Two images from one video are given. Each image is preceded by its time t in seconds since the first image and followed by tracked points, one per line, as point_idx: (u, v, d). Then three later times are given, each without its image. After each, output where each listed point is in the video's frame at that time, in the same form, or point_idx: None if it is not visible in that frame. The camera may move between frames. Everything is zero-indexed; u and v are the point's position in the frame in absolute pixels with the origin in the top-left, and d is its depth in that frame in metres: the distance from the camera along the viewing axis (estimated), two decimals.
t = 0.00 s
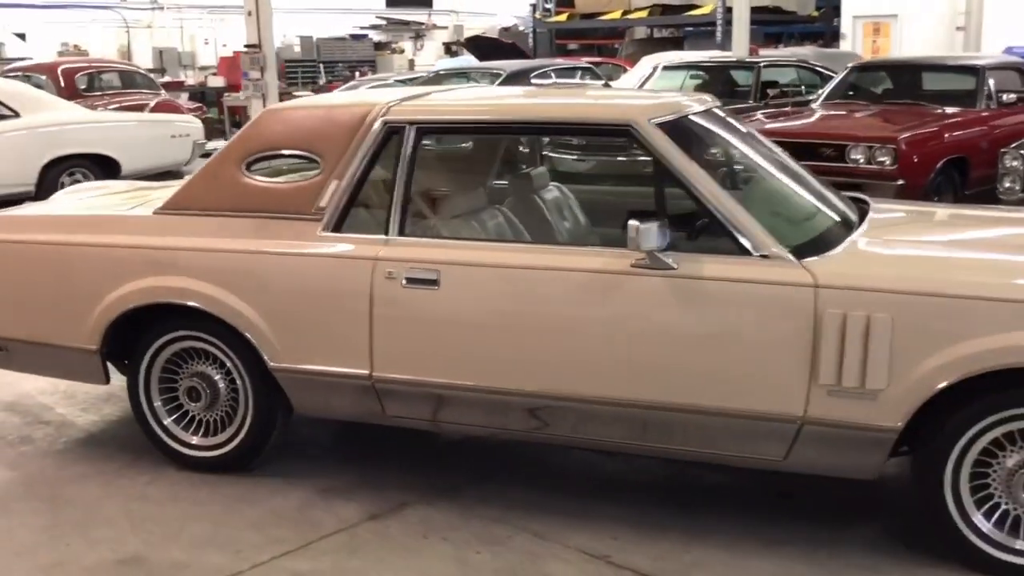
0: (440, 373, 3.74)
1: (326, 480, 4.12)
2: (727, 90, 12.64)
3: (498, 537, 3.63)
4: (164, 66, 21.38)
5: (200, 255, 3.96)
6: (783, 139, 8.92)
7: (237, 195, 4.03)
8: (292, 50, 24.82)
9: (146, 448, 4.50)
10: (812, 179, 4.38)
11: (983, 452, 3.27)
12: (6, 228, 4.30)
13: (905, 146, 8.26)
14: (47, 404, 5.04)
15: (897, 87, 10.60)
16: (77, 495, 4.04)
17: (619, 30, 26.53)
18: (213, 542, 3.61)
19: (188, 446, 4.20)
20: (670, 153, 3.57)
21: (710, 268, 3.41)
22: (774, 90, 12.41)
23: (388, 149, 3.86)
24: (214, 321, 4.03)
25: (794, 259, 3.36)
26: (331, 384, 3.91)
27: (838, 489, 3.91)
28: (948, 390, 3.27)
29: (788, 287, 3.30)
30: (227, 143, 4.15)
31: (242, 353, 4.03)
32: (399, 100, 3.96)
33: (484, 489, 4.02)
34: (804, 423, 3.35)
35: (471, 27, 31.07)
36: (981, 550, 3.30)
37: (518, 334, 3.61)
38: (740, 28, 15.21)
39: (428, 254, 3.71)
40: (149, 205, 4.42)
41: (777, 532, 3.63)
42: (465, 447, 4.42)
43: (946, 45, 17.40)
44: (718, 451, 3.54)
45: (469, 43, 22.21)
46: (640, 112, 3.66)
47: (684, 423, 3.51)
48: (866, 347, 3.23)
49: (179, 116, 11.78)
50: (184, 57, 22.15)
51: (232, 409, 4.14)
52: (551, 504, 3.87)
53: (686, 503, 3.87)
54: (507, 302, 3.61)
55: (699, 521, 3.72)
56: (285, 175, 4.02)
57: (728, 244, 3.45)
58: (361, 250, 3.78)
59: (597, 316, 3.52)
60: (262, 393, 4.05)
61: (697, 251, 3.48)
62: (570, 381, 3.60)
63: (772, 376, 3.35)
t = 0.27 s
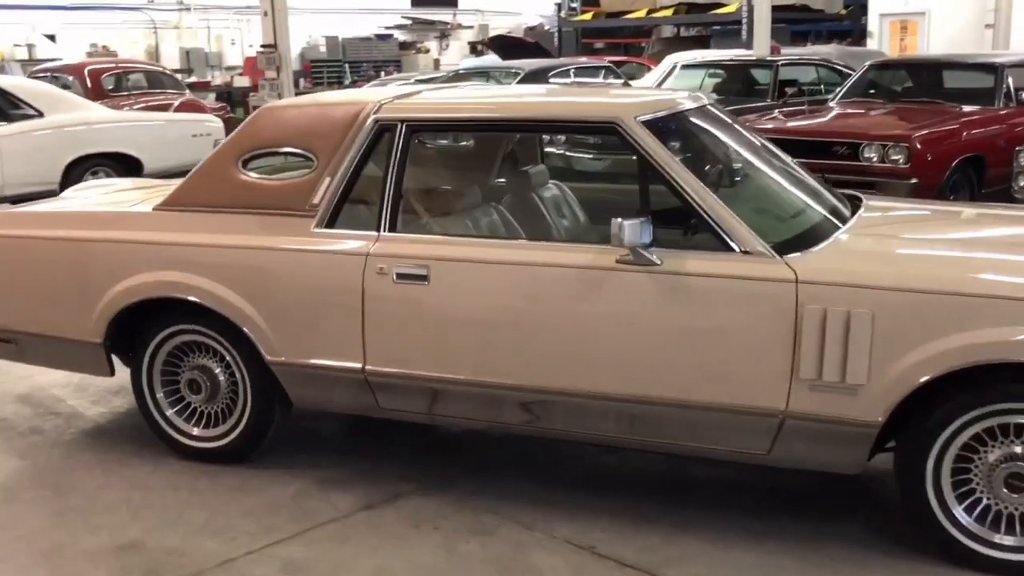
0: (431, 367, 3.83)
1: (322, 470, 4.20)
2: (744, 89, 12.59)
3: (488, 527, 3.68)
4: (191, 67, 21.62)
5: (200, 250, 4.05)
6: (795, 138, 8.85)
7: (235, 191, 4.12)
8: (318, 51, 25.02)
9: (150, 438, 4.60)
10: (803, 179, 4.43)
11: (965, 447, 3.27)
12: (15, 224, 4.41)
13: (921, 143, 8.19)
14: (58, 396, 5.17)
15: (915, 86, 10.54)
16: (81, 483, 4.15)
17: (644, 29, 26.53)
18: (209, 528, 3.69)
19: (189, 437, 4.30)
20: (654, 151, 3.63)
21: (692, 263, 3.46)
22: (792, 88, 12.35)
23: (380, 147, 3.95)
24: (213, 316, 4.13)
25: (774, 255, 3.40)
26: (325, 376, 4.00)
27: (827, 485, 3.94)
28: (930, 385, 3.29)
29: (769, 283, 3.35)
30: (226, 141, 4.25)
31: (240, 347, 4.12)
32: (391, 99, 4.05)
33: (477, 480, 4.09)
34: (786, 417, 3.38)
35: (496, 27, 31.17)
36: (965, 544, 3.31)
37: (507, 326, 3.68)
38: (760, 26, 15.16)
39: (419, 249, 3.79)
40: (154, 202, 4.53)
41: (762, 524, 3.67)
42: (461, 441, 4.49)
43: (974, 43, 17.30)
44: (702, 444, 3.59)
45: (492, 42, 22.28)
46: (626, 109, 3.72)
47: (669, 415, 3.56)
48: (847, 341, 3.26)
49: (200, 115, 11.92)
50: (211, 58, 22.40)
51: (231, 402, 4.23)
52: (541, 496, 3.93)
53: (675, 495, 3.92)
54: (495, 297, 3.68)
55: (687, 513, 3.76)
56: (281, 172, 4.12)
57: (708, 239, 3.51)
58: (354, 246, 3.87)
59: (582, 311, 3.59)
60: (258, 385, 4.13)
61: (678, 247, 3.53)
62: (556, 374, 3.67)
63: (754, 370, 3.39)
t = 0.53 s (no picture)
0: (424, 360, 3.90)
1: (320, 462, 4.29)
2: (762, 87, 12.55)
3: (477, 518, 3.76)
4: (216, 66, 21.84)
5: (202, 245, 4.15)
6: (806, 137, 8.86)
7: (237, 187, 4.21)
8: (341, 50, 25.18)
9: (155, 429, 4.71)
10: (797, 177, 4.48)
11: (945, 442, 3.31)
12: (24, 218, 4.53)
13: (933, 143, 8.19)
14: (68, 387, 5.29)
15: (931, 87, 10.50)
16: (85, 471, 4.25)
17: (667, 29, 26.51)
18: (205, 516, 3.79)
19: (192, 427, 4.40)
20: (643, 149, 3.68)
21: (678, 260, 3.51)
22: (809, 87, 12.30)
23: (377, 145, 4.02)
24: (215, 309, 4.22)
25: (759, 252, 3.45)
26: (322, 369, 4.07)
27: (815, 482, 3.98)
28: (911, 381, 3.34)
29: (753, 279, 3.39)
30: (229, 138, 4.34)
31: (240, 340, 4.21)
32: (389, 97, 4.12)
33: (470, 473, 4.16)
34: (769, 411, 3.43)
35: (520, 26, 31.25)
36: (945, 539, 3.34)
37: (497, 321, 3.75)
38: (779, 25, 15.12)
39: (413, 245, 3.86)
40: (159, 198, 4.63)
41: (748, 518, 3.72)
42: (458, 435, 4.56)
43: (999, 42, 17.15)
44: (688, 438, 3.64)
45: (514, 42, 22.34)
46: (617, 108, 3.77)
47: (655, 408, 3.61)
48: (828, 337, 3.30)
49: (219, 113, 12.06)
50: (236, 57, 22.62)
51: (232, 393, 4.33)
52: (532, 489, 4.00)
53: (664, 490, 3.97)
54: (486, 292, 3.75)
55: (674, 508, 3.81)
56: (282, 169, 4.20)
57: (696, 236, 3.56)
58: (350, 241, 3.94)
59: (571, 306, 3.64)
60: (259, 377, 4.23)
61: (667, 244, 3.58)
62: (545, 368, 3.72)
63: (737, 365, 3.44)
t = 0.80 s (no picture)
0: (416, 352, 3.98)
1: (316, 452, 4.39)
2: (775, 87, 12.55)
3: (466, 507, 3.85)
4: (238, 64, 22.03)
5: (202, 238, 4.26)
6: (814, 138, 8.90)
7: (239, 181, 4.31)
8: (363, 49, 25.35)
9: (158, 419, 4.82)
10: (790, 175, 4.55)
11: (921, 435, 3.38)
12: (32, 211, 4.65)
13: (943, 143, 8.22)
14: (77, 377, 5.42)
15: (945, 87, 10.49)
16: (88, 459, 4.37)
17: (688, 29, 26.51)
18: (202, 503, 3.90)
19: (193, 416, 4.51)
20: (632, 146, 3.74)
21: (663, 255, 3.58)
22: (821, 87, 12.28)
23: (374, 141, 4.10)
24: (215, 301, 4.33)
25: (741, 247, 3.52)
26: (318, 359, 4.16)
27: (800, 476, 4.05)
28: (888, 375, 3.40)
29: (734, 274, 3.47)
30: (231, 133, 4.44)
31: (240, 331, 4.31)
32: (386, 94, 4.21)
33: (463, 464, 4.25)
34: (749, 404, 3.50)
35: (541, 26, 31.32)
36: (919, 530, 3.41)
37: (486, 314, 3.82)
38: (796, 25, 15.11)
39: (406, 239, 3.94)
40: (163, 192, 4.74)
41: (731, 511, 3.79)
42: (453, 428, 4.65)
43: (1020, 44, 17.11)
44: (672, 430, 3.70)
45: (534, 41, 22.41)
46: (607, 106, 3.83)
47: (639, 401, 3.68)
48: (806, 332, 3.38)
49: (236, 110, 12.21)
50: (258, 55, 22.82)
51: (232, 383, 4.43)
52: (521, 480, 4.08)
53: (651, 482, 4.05)
54: (476, 285, 3.83)
55: (659, 500, 3.89)
56: (282, 164, 4.29)
57: (682, 231, 3.62)
58: (346, 235, 4.03)
59: (558, 300, 3.71)
60: (257, 367, 4.33)
61: (653, 239, 3.64)
62: (533, 361, 3.80)
63: (719, 359, 3.51)
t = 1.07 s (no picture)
0: (406, 343, 4.07)
1: (311, 440, 4.49)
2: (787, 86, 12.55)
3: (453, 494, 3.94)
4: (257, 61, 22.21)
5: (201, 231, 4.36)
6: (820, 135, 8.93)
7: (237, 175, 4.41)
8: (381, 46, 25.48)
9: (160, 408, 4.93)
10: (778, 174, 4.62)
11: (896, 427, 3.45)
12: (38, 202, 4.77)
13: (949, 144, 8.25)
14: (84, 367, 5.54)
15: (955, 87, 10.48)
16: (90, 445, 4.49)
17: (707, 27, 26.47)
18: (196, 488, 4.01)
19: (193, 404, 4.62)
20: (617, 142, 3.81)
21: (645, 249, 3.65)
22: (833, 87, 12.27)
23: (369, 137, 4.20)
24: (214, 292, 4.43)
25: (721, 241, 3.59)
26: (312, 349, 4.26)
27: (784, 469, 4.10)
28: (864, 368, 3.47)
29: (714, 269, 3.53)
30: (230, 128, 4.54)
31: (237, 321, 4.40)
32: (381, 91, 4.30)
33: (453, 454, 4.33)
34: (728, 396, 3.57)
35: (560, 24, 31.35)
36: (893, 521, 3.48)
37: (474, 306, 3.90)
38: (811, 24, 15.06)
39: (397, 232, 4.03)
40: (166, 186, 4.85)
41: (712, 501, 3.85)
42: (447, 419, 4.74)
43: None
44: (654, 421, 3.77)
45: (551, 39, 22.46)
46: (593, 102, 3.90)
47: (622, 392, 3.76)
48: (783, 326, 3.44)
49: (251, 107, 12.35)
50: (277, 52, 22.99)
51: (230, 373, 4.52)
52: (510, 470, 4.16)
53: (636, 473, 4.12)
54: (464, 278, 3.91)
55: (643, 490, 3.96)
56: (279, 158, 4.39)
57: (664, 226, 3.69)
58: (340, 228, 4.12)
59: (543, 293, 3.79)
60: (254, 357, 4.42)
61: (637, 234, 3.71)
62: (519, 352, 3.87)
63: (699, 351, 3.58)
